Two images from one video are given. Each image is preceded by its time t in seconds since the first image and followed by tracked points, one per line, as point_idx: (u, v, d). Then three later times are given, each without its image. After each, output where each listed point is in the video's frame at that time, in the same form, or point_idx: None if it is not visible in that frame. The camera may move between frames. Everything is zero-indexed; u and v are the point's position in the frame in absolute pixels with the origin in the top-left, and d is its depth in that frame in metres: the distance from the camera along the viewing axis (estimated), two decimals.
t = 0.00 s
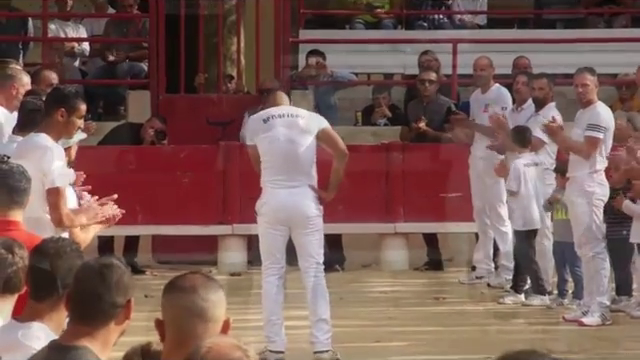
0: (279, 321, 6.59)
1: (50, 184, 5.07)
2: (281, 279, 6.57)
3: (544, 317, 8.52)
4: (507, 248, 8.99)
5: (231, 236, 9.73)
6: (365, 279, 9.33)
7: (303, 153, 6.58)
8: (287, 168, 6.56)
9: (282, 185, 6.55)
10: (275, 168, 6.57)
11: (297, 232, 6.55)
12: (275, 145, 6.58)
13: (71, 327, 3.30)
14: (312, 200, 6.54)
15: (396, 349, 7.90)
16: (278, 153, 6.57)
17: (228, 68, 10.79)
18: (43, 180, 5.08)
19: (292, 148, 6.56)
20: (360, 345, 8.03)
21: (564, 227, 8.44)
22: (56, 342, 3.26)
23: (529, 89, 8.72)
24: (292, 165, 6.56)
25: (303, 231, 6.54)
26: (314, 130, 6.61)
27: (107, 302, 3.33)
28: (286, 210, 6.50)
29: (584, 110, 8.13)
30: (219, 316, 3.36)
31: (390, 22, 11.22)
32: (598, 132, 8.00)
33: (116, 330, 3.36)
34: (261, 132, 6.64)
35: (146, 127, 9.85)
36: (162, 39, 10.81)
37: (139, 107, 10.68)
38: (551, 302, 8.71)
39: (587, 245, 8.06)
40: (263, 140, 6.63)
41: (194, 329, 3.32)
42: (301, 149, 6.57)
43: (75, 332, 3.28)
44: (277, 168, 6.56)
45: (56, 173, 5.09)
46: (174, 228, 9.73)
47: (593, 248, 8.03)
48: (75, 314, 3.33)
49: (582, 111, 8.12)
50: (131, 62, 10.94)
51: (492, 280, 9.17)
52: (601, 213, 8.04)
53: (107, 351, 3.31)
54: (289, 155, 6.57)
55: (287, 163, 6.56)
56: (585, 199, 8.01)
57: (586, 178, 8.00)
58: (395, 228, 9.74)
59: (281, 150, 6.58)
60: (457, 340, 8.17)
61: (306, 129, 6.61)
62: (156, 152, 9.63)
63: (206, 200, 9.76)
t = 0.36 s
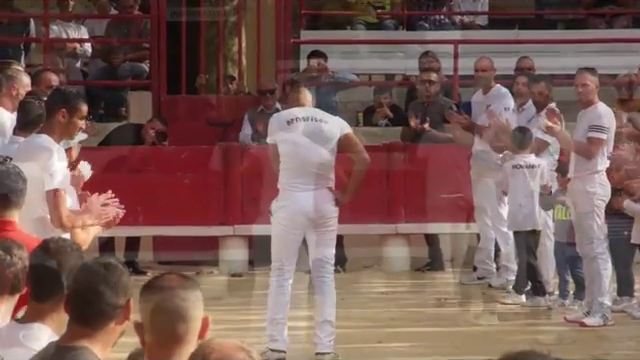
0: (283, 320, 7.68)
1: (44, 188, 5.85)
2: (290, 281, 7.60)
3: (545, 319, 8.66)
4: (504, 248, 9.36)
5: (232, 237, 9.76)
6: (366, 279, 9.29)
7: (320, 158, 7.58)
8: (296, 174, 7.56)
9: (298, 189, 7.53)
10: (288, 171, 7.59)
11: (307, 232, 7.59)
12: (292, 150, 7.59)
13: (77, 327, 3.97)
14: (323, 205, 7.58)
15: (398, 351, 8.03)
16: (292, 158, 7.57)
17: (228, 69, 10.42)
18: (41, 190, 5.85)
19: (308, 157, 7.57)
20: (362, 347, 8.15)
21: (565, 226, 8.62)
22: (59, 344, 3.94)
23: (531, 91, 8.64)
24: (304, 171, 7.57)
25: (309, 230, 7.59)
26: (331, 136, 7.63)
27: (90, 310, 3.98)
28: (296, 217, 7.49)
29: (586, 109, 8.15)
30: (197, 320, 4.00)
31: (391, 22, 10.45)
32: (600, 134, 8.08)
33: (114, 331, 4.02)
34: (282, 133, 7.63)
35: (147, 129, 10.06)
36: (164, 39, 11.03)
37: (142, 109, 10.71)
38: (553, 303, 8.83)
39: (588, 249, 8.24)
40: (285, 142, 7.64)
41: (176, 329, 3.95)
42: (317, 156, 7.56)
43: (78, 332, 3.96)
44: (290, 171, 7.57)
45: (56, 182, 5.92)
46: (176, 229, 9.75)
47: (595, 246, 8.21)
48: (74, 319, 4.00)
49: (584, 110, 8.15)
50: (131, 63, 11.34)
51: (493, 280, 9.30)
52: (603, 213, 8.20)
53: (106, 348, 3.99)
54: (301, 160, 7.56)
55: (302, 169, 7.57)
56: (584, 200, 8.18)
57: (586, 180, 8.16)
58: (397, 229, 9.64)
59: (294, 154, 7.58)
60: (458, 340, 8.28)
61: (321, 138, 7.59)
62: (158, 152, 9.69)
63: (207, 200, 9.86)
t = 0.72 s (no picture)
0: (288, 324, 8.03)
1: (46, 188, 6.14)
2: (297, 283, 7.97)
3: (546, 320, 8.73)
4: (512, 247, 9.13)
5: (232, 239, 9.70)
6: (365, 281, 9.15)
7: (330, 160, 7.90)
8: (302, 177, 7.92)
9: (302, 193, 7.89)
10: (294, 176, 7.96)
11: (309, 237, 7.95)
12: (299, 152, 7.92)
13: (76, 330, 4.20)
14: (333, 207, 7.96)
15: (397, 353, 8.07)
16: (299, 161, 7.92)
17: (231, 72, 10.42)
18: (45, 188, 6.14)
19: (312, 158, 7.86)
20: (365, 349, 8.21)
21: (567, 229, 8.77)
22: (64, 344, 4.17)
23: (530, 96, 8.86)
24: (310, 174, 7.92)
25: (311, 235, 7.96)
26: (341, 138, 7.99)
27: (105, 310, 4.23)
28: (298, 222, 7.89)
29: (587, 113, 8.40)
30: (179, 319, 4.44)
31: (391, 23, 10.82)
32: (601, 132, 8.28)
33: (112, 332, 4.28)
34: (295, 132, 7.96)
35: (146, 130, 9.94)
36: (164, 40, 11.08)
37: (139, 112, 10.64)
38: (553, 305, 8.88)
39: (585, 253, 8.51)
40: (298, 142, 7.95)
41: (161, 331, 4.35)
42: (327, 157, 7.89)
43: (78, 336, 4.18)
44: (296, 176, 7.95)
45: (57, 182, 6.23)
46: (176, 231, 9.55)
47: (593, 246, 8.41)
48: (76, 318, 4.22)
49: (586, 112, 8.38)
50: (130, 65, 11.28)
51: (494, 282, 9.29)
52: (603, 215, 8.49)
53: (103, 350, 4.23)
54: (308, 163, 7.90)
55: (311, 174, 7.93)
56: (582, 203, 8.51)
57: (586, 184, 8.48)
58: (398, 231, 9.22)
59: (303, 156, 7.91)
60: (460, 341, 8.34)
61: (333, 139, 7.93)
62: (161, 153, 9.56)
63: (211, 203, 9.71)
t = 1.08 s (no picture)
0: (284, 327, 7.87)
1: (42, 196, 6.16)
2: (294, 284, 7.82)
3: (548, 323, 8.71)
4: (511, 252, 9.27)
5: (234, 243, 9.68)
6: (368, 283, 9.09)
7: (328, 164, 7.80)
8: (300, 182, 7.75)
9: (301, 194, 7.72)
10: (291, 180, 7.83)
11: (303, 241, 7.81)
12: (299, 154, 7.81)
13: (81, 332, 4.09)
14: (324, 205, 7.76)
15: (400, 355, 8.05)
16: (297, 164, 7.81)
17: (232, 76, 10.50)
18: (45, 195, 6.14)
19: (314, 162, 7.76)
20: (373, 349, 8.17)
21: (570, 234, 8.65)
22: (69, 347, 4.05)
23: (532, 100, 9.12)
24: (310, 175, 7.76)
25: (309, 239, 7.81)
26: (341, 139, 7.98)
27: (111, 317, 4.09)
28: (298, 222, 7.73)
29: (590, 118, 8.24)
30: (185, 323, 4.13)
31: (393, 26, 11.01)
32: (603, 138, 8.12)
33: (115, 335, 4.12)
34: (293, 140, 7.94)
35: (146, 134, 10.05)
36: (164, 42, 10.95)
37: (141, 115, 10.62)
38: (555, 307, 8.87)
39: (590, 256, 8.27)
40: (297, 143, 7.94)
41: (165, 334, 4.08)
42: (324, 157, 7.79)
43: (80, 338, 4.08)
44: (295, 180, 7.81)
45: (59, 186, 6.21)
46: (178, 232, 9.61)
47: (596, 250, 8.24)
48: (83, 320, 4.09)
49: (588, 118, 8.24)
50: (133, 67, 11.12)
51: (495, 285, 9.35)
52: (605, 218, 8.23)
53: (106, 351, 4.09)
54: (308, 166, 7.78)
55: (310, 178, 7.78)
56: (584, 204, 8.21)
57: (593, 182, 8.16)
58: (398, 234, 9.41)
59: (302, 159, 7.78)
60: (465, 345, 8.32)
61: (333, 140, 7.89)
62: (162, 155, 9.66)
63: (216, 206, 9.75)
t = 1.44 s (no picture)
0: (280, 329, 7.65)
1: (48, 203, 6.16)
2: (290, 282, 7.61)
3: (549, 322, 8.66)
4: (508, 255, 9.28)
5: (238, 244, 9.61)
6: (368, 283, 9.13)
7: (318, 157, 7.53)
8: (292, 177, 7.43)
9: (295, 192, 7.45)
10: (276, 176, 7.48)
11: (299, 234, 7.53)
12: (287, 149, 7.46)
13: (86, 333, 3.84)
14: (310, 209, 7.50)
15: (400, 354, 8.02)
16: (285, 159, 7.46)
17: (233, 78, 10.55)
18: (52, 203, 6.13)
19: (307, 156, 7.47)
20: (375, 346, 8.21)
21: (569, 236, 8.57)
22: (84, 348, 3.81)
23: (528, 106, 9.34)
24: (305, 168, 7.46)
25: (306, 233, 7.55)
26: (324, 140, 7.73)
27: (115, 320, 3.86)
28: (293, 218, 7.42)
29: (588, 120, 8.06)
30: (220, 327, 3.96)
31: (394, 28, 11.10)
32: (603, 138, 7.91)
33: (117, 336, 3.88)
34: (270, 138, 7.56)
35: (147, 136, 10.11)
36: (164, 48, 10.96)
37: (145, 118, 10.61)
38: (555, 308, 8.81)
39: (590, 258, 8.17)
40: (278, 145, 7.53)
41: (202, 336, 3.93)
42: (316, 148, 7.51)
43: (89, 340, 3.83)
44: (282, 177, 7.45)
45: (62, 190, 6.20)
46: (177, 235, 9.76)
47: (596, 250, 8.13)
48: (90, 321, 3.85)
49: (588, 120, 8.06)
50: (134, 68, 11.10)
51: (497, 285, 9.30)
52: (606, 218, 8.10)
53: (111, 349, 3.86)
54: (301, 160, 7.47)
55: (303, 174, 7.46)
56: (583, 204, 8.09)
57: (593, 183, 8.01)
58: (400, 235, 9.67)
59: (293, 153, 7.45)
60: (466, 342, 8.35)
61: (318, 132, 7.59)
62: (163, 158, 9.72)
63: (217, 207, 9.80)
